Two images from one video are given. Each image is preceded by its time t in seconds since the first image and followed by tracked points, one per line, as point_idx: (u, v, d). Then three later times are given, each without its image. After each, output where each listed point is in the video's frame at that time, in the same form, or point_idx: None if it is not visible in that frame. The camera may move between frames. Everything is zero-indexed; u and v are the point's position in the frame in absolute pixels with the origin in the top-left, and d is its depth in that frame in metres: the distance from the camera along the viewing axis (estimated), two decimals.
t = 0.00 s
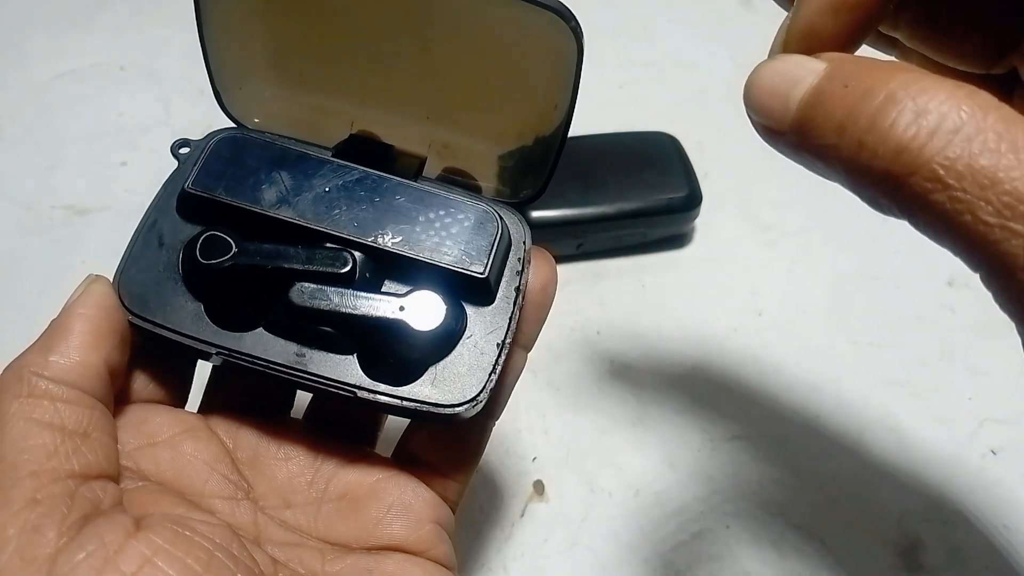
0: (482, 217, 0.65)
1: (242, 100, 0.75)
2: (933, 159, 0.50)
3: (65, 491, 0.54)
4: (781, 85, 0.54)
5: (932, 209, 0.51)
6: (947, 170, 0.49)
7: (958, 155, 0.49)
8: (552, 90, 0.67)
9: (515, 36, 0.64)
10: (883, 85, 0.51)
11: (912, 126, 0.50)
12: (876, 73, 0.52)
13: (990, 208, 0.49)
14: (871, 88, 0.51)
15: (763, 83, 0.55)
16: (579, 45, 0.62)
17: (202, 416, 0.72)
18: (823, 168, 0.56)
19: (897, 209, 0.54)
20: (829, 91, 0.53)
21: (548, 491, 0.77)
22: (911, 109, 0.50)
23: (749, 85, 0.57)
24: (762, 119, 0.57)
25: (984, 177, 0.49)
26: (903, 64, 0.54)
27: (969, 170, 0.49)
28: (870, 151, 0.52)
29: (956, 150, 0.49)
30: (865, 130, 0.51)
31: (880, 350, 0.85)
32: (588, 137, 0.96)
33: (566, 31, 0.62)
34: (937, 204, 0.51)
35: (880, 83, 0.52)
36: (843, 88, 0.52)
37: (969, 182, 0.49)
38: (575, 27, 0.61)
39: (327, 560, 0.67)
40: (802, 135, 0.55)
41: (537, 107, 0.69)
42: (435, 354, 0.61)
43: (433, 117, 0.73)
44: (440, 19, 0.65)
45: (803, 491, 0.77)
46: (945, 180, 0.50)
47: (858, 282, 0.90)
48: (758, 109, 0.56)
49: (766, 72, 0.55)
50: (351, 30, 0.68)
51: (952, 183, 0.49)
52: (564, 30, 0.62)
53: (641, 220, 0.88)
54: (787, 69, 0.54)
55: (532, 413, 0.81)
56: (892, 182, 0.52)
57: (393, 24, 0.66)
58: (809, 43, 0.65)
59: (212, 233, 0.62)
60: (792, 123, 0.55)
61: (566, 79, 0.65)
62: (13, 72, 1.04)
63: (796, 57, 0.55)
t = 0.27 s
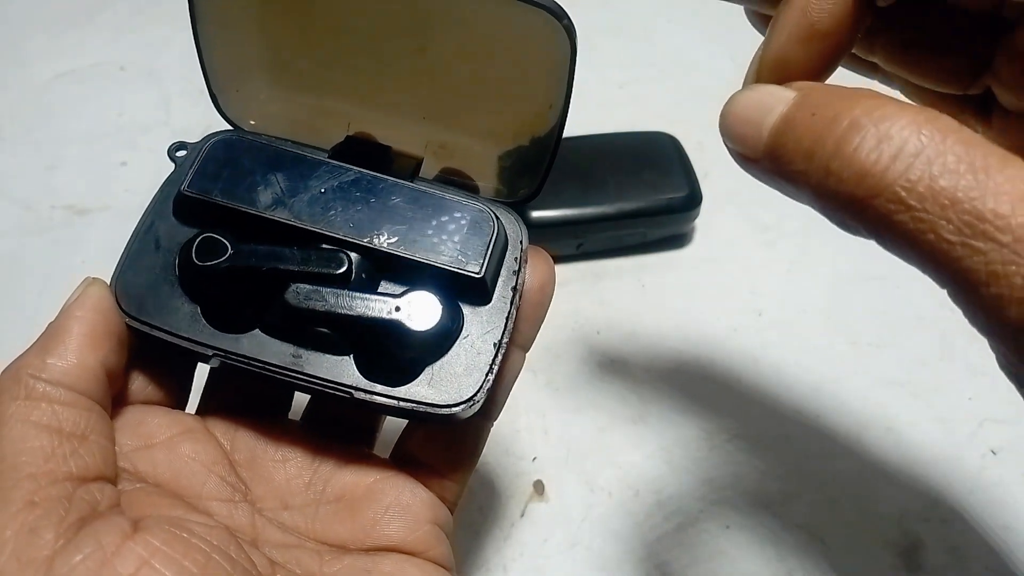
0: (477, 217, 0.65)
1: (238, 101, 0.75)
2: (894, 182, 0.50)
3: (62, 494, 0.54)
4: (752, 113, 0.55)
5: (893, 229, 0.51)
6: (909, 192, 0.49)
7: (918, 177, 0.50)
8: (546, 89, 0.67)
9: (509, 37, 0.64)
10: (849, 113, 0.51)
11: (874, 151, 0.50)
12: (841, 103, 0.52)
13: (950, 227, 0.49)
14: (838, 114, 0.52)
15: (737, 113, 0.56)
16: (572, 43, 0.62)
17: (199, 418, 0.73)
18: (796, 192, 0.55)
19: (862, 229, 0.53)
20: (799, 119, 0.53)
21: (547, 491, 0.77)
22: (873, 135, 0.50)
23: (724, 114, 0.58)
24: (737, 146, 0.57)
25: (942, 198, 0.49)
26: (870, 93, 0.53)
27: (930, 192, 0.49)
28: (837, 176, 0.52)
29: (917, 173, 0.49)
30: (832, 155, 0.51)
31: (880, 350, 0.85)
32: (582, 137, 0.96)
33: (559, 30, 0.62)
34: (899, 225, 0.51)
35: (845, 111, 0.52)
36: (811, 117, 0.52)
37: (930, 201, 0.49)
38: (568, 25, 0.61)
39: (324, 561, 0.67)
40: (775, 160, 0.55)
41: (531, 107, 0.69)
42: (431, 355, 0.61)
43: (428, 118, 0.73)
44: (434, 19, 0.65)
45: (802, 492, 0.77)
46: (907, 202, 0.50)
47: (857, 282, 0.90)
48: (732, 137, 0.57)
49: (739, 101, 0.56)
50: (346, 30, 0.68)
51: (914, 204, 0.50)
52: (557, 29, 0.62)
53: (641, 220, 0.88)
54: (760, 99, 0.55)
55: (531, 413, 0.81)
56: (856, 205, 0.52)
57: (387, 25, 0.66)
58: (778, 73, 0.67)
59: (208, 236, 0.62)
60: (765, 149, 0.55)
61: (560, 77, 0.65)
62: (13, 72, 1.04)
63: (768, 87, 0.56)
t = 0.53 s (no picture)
0: (481, 216, 0.65)
1: (242, 101, 0.76)
2: (936, 176, 0.50)
3: (66, 492, 0.55)
4: (778, 89, 0.54)
5: (936, 228, 0.51)
6: (948, 190, 0.49)
7: (960, 173, 0.49)
8: (552, 88, 0.67)
9: (514, 35, 0.64)
10: (884, 96, 0.51)
11: (913, 140, 0.50)
12: (877, 82, 0.51)
13: (993, 227, 0.49)
14: (872, 97, 0.51)
15: (759, 86, 0.55)
16: (578, 42, 0.62)
17: (202, 417, 0.73)
18: (819, 176, 0.55)
19: (894, 222, 0.54)
20: (827, 98, 0.52)
21: (548, 490, 0.77)
22: (912, 122, 0.50)
23: (744, 88, 0.56)
24: (757, 122, 0.57)
25: (986, 197, 0.49)
26: (907, 70, 0.53)
27: (973, 190, 0.49)
28: (868, 165, 0.52)
29: (958, 168, 0.49)
30: (863, 144, 0.51)
31: (880, 350, 0.86)
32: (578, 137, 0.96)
33: (565, 28, 0.62)
34: (938, 221, 0.51)
35: (879, 92, 0.51)
36: (842, 96, 0.52)
37: (973, 201, 0.49)
38: (574, 24, 0.61)
39: (327, 560, 0.67)
40: (799, 140, 0.54)
41: (537, 105, 0.69)
42: (434, 354, 0.61)
43: (433, 117, 0.73)
44: (439, 18, 0.65)
45: (802, 491, 0.77)
46: (946, 199, 0.50)
47: (858, 282, 0.90)
48: (751, 113, 0.56)
49: (761, 74, 0.55)
50: (350, 28, 0.68)
51: (954, 202, 0.49)
52: (563, 27, 0.62)
53: (641, 219, 0.88)
54: (786, 72, 0.54)
55: (532, 413, 0.81)
56: (891, 197, 0.52)
57: (392, 23, 0.66)
58: (806, 42, 0.64)
59: (212, 234, 0.62)
60: (790, 126, 0.54)
61: (565, 77, 0.65)
62: (13, 72, 1.04)
63: (795, 59, 0.54)
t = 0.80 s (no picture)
0: (482, 216, 0.65)
1: (242, 103, 0.76)
2: (927, 174, 0.50)
3: (68, 490, 0.55)
4: (772, 90, 0.54)
5: (928, 226, 0.51)
6: (940, 187, 0.49)
7: (951, 171, 0.49)
8: (552, 88, 0.67)
9: (514, 35, 0.64)
10: (876, 96, 0.51)
11: (904, 140, 0.50)
12: (873, 83, 0.51)
13: (983, 225, 0.49)
14: (864, 97, 0.51)
15: (754, 89, 0.55)
16: (578, 42, 0.62)
17: (203, 417, 0.73)
18: (814, 176, 0.55)
19: (886, 220, 0.53)
20: (821, 99, 0.52)
21: (547, 490, 0.77)
22: (904, 121, 0.50)
23: (739, 91, 0.56)
24: (752, 124, 0.56)
25: (977, 195, 0.49)
26: (899, 70, 0.53)
27: (964, 187, 0.49)
28: (862, 166, 0.51)
29: (949, 166, 0.49)
30: (856, 145, 0.51)
31: (880, 350, 0.86)
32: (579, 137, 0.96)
33: (564, 28, 0.62)
34: (930, 219, 0.51)
35: (871, 95, 0.51)
36: (834, 97, 0.52)
37: (965, 199, 0.49)
38: (573, 24, 0.61)
39: (327, 560, 0.67)
40: (794, 143, 0.54)
41: (537, 105, 0.69)
42: (435, 354, 0.61)
43: (433, 117, 0.73)
44: (439, 18, 0.65)
45: (801, 490, 0.77)
46: (937, 197, 0.50)
47: (858, 282, 0.90)
48: (747, 115, 0.56)
49: (757, 77, 0.55)
50: (350, 29, 0.68)
51: (945, 200, 0.49)
52: (562, 27, 0.62)
53: (641, 219, 0.88)
54: (779, 75, 0.54)
55: (532, 413, 0.81)
56: (883, 195, 0.52)
57: (392, 24, 0.66)
58: (801, 45, 0.64)
59: (213, 235, 0.62)
60: (785, 127, 0.54)
61: (565, 77, 0.65)
62: (13, 71, 1.04)
63: (789, 61, 0.54)
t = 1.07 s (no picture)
0: (481, 214, 0.65)
1: (241, 104, 0.76)
2: (933, 173, 0.50)
3: (68, 491, 0.55)
4: (776, 88, 0.54)
5: (933, 225, 0.51)
6: (946, 185, 0.49)
7: (957, 170, 0.49)
8: (551, 85, 0.67)
9: (512, 31, 0.64)
10: (882, 94, 0.51)
11: (911, 138, 0.50)
12: (877, 81, 0.51)
13: (989, 225, 0.49)
14: (869, 96, 0.51)
15: (758, 88, 0.55)
16: (576, 39, 0.62)
17: (202, 416, 0.73)
18: (819, 175, 0.55)
19: (892, 219, 0.53)
20: (826, 97, 0.52)
21: (548, 490, 0.77)
22: (909, 120, 0.50)
23: (744, 89, 0.56)
24: (757, 122, 0.57)
25: (984, 194, 0.49)
26: (904, 69, 0.53)
27: (969, 187, 0.49)
28: (868, 165, 0.51)
29: (956, 165, 0.49)
30: (860, 146, 0.51)
31: (881, 350, 0.86)
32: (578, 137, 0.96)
33: (563, 25, 0.62)
34: (936, 219, 0.51)
35: (876, 93, 0.51)
36: (839, 95, 0.52)
37: (969, 197, 0.49)
38: (571, 20, 0.61)
39: (327, 559, 0.67)
40: (799, 142, 0.54)
41: (537, 102, 0.68)
42: (435, 351, 0.61)
43: (432, 115, 0.73)
44: (437, 15, 0.65)
45: (802, 491, 0.77)
46: (943, 196, 0.50)
47: (858, 282, 0.90)
48: (753, 113, 0.56)
49: (762, 74, 0.55)
50: (348, 27, 0.68)
51: (951, 200, 0.49)
52: (560, 23, 0.62)
53: (641, 219, 0.88)
54: (783, 72, 0.54)
55: (532, 413, 0.81)
56: (889, 194, 0.52)
57: (390, 21, 0.66)
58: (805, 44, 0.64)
59: (212, 234, 0.62)
60: (790, 125, 0.54)
61: (564, 74, 0.65)
62: (13, 72, 1.04)
63: (794, 59, 0.54)
